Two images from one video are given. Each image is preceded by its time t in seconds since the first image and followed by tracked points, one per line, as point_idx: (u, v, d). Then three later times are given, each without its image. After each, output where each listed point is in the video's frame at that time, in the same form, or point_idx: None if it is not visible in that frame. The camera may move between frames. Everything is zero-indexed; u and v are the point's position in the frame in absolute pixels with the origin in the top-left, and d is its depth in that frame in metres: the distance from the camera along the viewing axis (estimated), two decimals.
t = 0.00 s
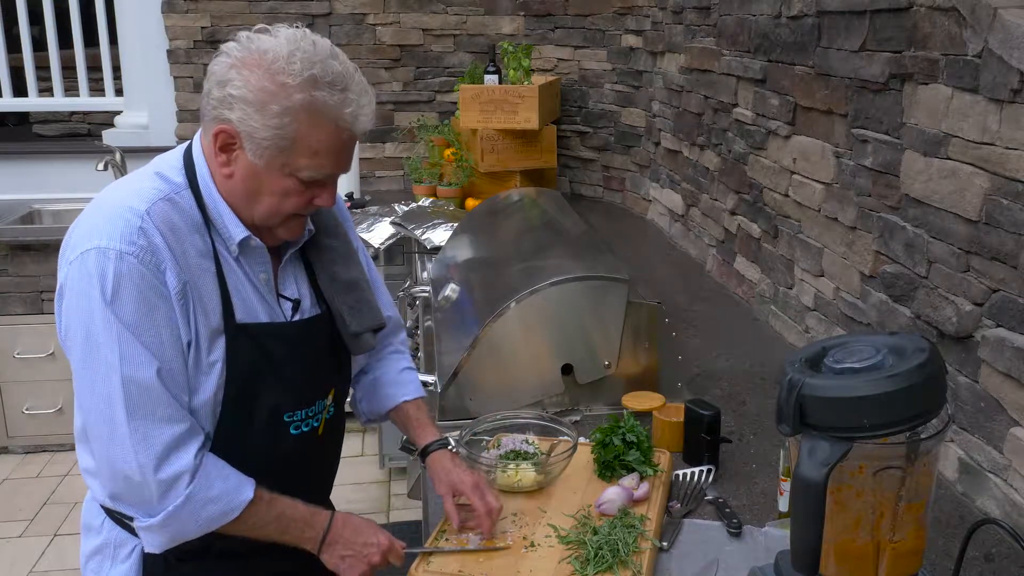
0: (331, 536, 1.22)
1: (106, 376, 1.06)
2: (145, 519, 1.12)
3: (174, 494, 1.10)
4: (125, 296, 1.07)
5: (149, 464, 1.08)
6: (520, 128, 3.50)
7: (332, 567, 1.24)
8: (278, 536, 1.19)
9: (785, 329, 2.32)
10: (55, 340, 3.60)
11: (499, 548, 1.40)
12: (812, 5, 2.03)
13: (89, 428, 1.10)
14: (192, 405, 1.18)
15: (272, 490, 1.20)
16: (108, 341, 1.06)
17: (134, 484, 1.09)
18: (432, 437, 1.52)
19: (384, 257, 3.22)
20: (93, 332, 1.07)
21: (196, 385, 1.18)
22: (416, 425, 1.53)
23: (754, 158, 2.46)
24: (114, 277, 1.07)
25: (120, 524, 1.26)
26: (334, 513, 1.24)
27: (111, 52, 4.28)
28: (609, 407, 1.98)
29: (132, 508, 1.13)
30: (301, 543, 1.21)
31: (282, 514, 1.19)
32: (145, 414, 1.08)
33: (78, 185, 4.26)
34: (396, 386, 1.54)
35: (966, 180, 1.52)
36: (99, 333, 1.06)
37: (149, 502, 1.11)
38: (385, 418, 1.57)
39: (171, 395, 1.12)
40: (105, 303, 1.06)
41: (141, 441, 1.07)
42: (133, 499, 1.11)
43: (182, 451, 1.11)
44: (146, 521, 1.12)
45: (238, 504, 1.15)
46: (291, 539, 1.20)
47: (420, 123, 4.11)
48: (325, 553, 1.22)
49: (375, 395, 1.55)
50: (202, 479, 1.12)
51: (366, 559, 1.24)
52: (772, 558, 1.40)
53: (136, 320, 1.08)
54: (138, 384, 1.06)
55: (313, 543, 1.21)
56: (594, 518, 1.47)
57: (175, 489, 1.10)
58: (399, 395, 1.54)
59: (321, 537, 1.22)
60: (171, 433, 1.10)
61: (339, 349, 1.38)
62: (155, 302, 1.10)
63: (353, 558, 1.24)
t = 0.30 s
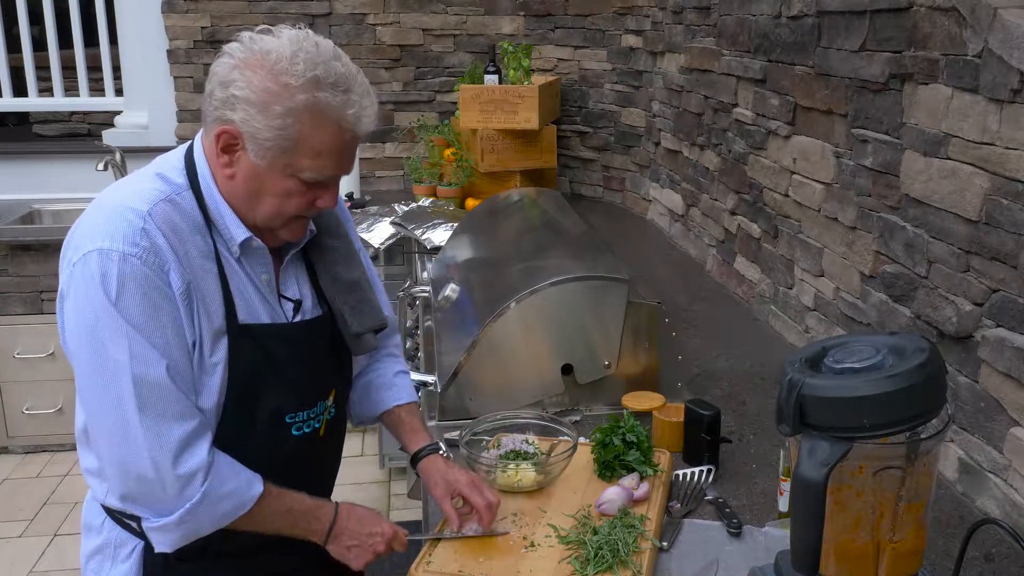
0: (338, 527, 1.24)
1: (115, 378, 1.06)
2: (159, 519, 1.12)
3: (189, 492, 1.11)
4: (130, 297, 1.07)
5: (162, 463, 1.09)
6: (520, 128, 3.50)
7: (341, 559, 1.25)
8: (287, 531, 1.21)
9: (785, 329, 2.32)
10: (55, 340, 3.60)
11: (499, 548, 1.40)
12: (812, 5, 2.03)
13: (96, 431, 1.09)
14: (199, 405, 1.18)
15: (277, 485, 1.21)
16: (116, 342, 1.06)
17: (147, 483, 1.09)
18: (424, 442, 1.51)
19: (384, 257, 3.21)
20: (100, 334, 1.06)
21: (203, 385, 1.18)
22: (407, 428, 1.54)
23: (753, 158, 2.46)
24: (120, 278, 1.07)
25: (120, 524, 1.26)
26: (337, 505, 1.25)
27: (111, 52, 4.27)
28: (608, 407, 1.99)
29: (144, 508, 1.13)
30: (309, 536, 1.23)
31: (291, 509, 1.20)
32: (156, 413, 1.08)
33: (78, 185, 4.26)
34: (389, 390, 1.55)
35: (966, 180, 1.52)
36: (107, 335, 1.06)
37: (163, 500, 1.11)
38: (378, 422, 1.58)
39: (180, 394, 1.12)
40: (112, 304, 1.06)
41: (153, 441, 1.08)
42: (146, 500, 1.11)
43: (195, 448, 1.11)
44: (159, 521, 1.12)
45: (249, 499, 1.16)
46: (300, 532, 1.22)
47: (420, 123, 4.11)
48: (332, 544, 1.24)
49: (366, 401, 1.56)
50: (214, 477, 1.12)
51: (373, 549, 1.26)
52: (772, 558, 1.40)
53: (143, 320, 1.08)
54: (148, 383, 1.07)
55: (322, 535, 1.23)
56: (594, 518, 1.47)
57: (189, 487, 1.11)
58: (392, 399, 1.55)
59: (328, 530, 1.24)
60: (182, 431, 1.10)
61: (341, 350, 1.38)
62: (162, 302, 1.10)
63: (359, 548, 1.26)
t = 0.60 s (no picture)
0: (339, 499, 1.23)
1: (110, 375, 1.06)
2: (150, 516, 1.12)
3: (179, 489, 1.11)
4: (128, 294, 1.07)
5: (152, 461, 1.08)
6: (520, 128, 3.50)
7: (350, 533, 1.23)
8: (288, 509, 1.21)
9: (785, 329, 2.32)
10: (55, 340, 3.60)
11: (499, 548, 1.40)
12: (812, 5, 2.03)
13: (90, 427, 1.09)
14: (195, 404, 1.18)
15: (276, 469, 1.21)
16: (111, 339, 1.06)
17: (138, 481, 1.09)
18: (417, 419, 1.52)
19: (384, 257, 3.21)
20: (95, 331, 1.06)
21: (199, 383, 1.18)
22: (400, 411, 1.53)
23: (754, 158, 2.46)
24: (117, 276, 1.07)
25: (122, 524, 1.26)
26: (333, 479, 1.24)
27: (111, 52, 4.27)
28: (609, 407, 1.99)
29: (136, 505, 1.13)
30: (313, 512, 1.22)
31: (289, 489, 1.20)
32: (149, 411, 1.07)
33: (78, 185, 4.26)
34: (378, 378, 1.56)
35: (966, 180, 1.52)
36: (102, 332, 1.06)
37: (154, 498, 1.11)
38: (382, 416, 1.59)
39: (176, 392, 1.12)
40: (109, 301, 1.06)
41: (144, 439, 1.07)
42: (137, 497, 1.11)
43: (186, 447, 1.11)
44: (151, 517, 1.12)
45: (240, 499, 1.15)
46: (302, 509, 1.21)
47: (420, 123, 4.11)
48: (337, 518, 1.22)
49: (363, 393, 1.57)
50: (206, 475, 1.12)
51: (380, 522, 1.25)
52: (772, 557, 1.40)
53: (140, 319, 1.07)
54: (142, 382, 1.06)
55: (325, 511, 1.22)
56: (594, 518, 1.47)
57: (180, 485, 1.11)
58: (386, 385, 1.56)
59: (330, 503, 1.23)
60: (174, 429, 1.10)
61: (343, 349, 1.39)
62: (159, 300, 1.10)
63: (363, 520, 1.23)
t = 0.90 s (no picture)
0: (412, 424, 1.25)
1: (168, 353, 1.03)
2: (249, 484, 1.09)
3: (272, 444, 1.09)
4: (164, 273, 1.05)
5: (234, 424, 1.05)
6: (520, 128, 3.50)
7: (426, 455, 1.26)
8: (368, 445, 1.20)
9: (785, 329, 2.32)
10: (55, 340, 3.60)
11: (500, 548, 1.40)
12: (812, 5, 2.03)
13: (153, 414, 1.05)
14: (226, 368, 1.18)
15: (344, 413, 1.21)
16: (159, 317, 1.04)
17: (234, 447, 1.06)
18: (442, 374, 1.58)
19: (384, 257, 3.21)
20: (137, 317, 1.03)
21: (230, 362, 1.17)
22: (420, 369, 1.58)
23: (754, 158, 2.46)
24: (149, 258, 1.05)
25: (123, 528, 1.27)
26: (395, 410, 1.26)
27: (111, 52, 4.27)
28: (609, 407, 1.99)
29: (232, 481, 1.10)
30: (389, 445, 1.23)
31: (362, 426, 1.19)
32: (218, 375, 1.05)
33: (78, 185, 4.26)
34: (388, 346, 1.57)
35: (966, 180, 1.52)
36: (146, 313, 1.03)
37: (246, 461, 1.08)
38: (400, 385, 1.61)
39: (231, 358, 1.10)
40: (145, 283, 1.04)
41: (223, 399, 1.05)
42: (229, 469, 1.08)
43: (263, 401, 1.09)
44: (246, 481, 1.09)
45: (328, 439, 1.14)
46: (381, 441, 1.22)
47: (420, 123, 4.11)
48: (413, 443, 1.25)
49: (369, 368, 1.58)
50: (291, 425, 1.11)
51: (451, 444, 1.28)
52: (772, 557, 1.40)
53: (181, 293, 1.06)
54: (206, 346, 1.04)
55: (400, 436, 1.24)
56: (594, 518, 1.47)
57: (273, 438, 1.09)
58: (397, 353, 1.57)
59: (402, 429, 1.24)
60: (247, 386, 1.08)
61: (341, 343, 1.39)
62: (186, 279, 1.09)
63: (438, 438, 1.27)
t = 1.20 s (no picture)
0: (442, 424, 1.27)
1: (188, 344, 1.03)
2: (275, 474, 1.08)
3: (297, 430, 1.08)
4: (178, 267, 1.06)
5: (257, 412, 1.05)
6: (520, 128, 3.50)
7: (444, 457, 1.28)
8: (395, 439, 1.21)
9: (785, 329, 2.32)
10: (55, 340, 3.60)
11: (500, 549, 1.40)
12: (812, 5, 2.03)
13: (172, 407, 1.05)
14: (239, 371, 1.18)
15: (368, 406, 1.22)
16: (176, 310, 1.04)
17: (259, 436, 1.05)
18: (432, 365, 1.61)
19: (384, 257, 3.21)
20: (155, 311, 1.03)
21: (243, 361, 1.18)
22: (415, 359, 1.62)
23: (754, 158, 2.46)
24: (162, 253, 1.06)
25: (126, 531, 1.28)
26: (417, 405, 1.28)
27: (111, 52, 4.27)
28: (609, 407, 1.99)
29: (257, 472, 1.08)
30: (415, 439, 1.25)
31: (393, 421, 1.21)
32: (239, 363, 1.05)
33: (78, 185, 4.26)
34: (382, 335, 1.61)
35: (966, 180, 1.52)
36: (163, 306, 1.03)
37: (271, 449, 1.07)
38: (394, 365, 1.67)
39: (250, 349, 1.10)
40: (160, 277, 1.04)
41: (244, 388, 1.04)
42: (253, 460, 1.07)
43: (285, 389, 1.09)
44: (270, 470, 1.08)
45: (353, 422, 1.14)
46: (408, 436, 1.23)
47: (420, 123, 4.11)
48: (439, 442, 1.26)
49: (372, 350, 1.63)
50: (313, 410, 1.10)
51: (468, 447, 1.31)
52: (772, 557, 1.40)
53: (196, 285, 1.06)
54: (224, 335, 1.04)
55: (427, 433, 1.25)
56: (594, 518, 1.47)
57: (298, 424, 1.08)
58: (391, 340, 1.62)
59: (431, 427, 1.26)
60: (267, 373, 1.08)
61: (340, 342, 1.40)
62: (199, 272, 1.09)
63: (460, 444, 1.29)
